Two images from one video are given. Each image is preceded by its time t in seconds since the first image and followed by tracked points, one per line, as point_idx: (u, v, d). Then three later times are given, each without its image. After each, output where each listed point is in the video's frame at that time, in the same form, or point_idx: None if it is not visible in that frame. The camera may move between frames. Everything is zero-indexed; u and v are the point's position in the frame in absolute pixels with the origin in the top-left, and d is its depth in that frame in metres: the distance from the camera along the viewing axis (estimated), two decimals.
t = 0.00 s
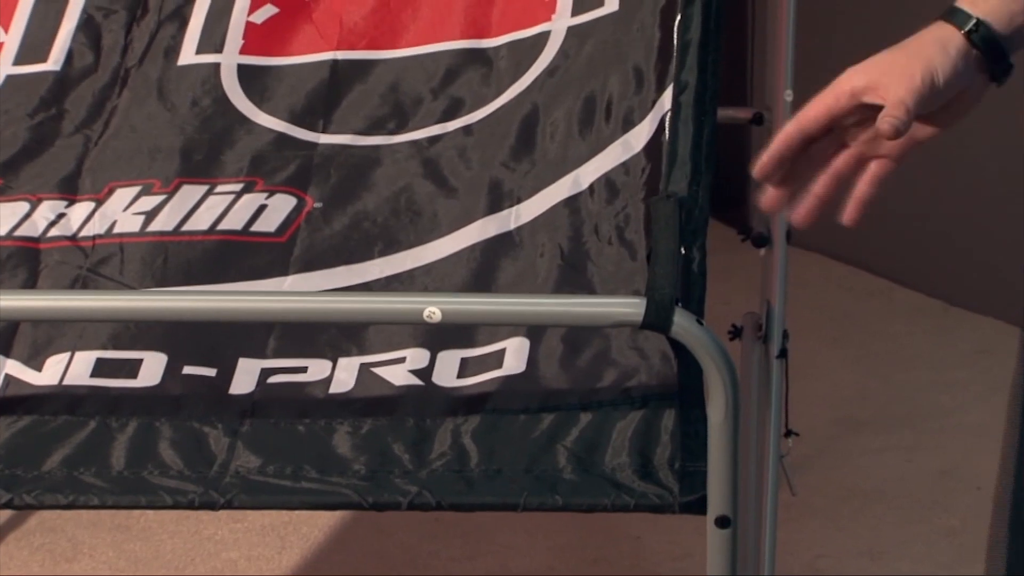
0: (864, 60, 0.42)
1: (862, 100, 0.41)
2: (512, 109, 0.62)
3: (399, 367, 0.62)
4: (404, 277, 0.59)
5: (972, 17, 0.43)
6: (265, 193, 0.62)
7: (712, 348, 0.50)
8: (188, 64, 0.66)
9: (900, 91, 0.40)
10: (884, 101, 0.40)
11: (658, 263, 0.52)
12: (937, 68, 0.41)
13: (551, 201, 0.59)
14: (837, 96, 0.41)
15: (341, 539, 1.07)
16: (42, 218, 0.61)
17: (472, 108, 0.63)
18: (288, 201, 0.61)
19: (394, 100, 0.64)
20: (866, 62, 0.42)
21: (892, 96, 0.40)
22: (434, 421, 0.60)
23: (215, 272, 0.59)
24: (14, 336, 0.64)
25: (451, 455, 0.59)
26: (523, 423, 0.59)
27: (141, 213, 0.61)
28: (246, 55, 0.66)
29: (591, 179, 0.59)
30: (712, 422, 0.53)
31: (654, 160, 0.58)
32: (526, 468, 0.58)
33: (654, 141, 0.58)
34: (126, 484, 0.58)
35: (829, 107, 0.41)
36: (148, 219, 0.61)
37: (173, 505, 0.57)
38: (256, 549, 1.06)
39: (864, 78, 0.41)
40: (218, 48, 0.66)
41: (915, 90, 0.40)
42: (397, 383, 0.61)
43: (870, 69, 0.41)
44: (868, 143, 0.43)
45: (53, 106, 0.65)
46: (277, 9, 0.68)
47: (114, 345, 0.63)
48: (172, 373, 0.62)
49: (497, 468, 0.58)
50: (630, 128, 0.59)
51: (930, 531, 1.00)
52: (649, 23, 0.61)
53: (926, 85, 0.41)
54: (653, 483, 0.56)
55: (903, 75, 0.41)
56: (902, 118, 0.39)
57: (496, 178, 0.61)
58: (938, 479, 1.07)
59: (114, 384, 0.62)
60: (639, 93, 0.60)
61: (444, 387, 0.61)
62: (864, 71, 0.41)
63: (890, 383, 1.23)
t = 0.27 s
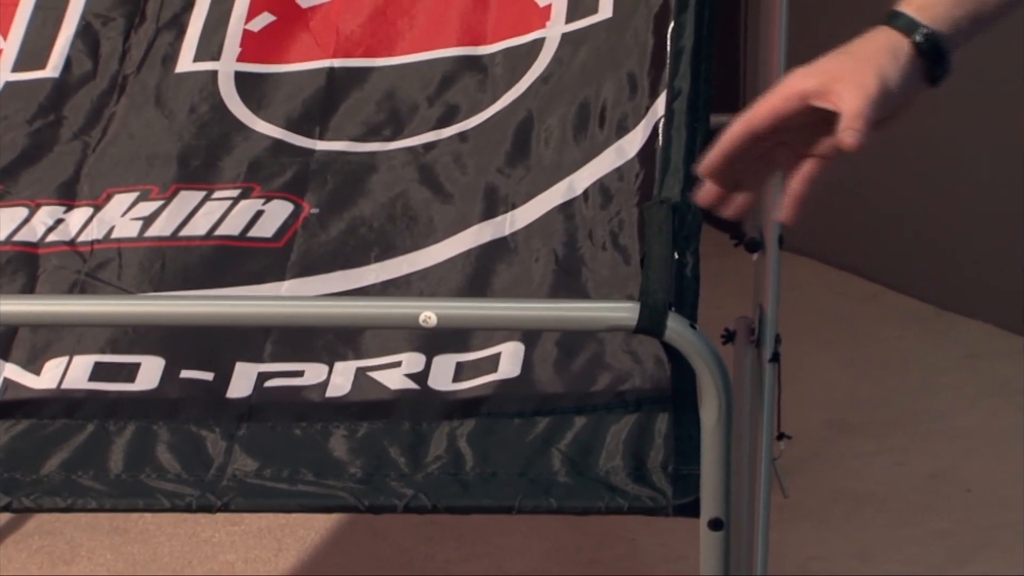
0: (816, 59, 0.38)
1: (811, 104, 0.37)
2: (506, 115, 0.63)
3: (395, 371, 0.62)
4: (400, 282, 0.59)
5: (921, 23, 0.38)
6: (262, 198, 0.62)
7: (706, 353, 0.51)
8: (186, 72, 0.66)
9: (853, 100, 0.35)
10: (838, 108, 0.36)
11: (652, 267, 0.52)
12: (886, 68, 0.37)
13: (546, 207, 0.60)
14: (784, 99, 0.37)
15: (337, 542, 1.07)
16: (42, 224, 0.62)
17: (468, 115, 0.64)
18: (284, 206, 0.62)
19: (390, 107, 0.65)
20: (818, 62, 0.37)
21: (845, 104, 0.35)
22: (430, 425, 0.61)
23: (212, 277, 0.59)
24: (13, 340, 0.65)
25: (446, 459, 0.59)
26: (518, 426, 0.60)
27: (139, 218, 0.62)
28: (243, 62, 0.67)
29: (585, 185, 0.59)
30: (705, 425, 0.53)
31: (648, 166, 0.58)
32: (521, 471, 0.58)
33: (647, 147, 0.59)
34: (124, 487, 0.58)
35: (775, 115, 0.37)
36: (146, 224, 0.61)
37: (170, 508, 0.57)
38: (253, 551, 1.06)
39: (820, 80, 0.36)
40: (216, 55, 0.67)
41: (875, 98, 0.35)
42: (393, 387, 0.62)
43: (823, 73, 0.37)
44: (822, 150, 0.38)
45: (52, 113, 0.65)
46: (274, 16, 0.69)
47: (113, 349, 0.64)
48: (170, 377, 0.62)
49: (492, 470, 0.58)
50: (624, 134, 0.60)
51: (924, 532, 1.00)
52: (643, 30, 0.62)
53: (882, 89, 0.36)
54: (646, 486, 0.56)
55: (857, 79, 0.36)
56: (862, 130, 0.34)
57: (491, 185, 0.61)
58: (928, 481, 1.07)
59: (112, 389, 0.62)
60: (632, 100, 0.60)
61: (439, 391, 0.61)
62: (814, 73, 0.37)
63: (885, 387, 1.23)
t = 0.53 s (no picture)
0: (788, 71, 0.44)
1: (785, 113, 0.43)
2: (502, 123, 0.64)
3: (392, 376, 0.63)
4: (397, 287, 0.60)
5: (886, 35, 0.45)
6: (260, 205, 0.63)
7: (698, 360, 0.51)
8: (185, 79, 0.67)
9: (828, 111, 0.41)
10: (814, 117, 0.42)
11: (644, 273, 0.53)
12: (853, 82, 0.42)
13: (541, 213, 0.60)
14: (760, 110, 0.43)
15: (336, 544, 1.08)
16: (44, 231, 0.62)
17: (463, 122, 0.65)
18: (282, 213, 0.63)
19: (387, 114, 0.66)
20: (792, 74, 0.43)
21: (821, 114, 0.41)
22: (426, 429, 0.61)
23: (211, 283, 0.60)
24: (16, 347, 0.66)
25: (442, 462, 0.60)
26: (513, 430, 0.61)
27: (140, 226, 0.62)
28: (242, 69, 0.68)
29: (579, 192, 0.60)
30: (697, 429, 0.54)
31: (641, 173, 0.59)
32: (517, 474, 0.59)
33: (640, 155, 0.59)
34: (126, 490, 0.59)
35: (755, 121, 0.43)
36: (146, 231, 0.62)
37: (171, 511, 0.58)
38: (252, 553, 1.07)
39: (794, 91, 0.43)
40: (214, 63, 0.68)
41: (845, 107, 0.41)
42: (390, 392, 0.63)
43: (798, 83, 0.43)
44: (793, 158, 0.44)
45: (54, 120, 0.66)
46: (272, 24, 0.69)
47: (114, 356, 0.65)
48: (170, 382, 0.63)
49: (488, 474, 0.59)
50: (617, 141, 0.61)
51: (911, 535, 1.01)
52: (636, 39, 0.63)
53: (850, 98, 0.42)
54: (640, 490, 0.57)
55: (832, 89, 0.42)
56: (837, 138, 0.40)
57: (486, 192, 0.62)
58: (917, 483, 1.08)
59: (114, 394, 0.63)
60: (625, 107, 0.61)
61: (435, 396, 0.62)
62: (791, 84, 0.43)
63: (877, 387, 1.24)
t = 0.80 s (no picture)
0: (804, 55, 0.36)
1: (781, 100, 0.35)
2: (497, 134, 0.65)
3: (389, 381, 0.65)
4: (395, 294, 0.61)
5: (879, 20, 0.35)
6: (261, 214, 0.65)
7: (689, 366, 0.53)
8: (189, 92, 0.69)
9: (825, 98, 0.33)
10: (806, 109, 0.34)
11: (636, 282, 0.55)
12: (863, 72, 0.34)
13: (536, 222, 0.62)
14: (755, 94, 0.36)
15: (334, 544, 1.09)
16: (49, 238, 0.64)
17: (459, 134, 0.66)
18: (283, 221, 0.64)
19: (385, 126, 0.67)
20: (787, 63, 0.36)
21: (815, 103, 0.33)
22: (422, 433, 0.63)
23: (213, 290, 0.62)
24: (22, 351, 0.67)
25: (439, 465, 0.61)
26: (507, 434, 0.62)
27: (144, 234, 0.64)
28: (244, 82, 0.69)
29: (572, 203, 0.62)
30: (687, 433, 0.55)
31: (633, 184, 0.61)
32: (511, 477, 0.61)
33: (632, 166, 0.61)
34: (129, 492, 0.61)
35: (751, 109, 0.36)
36: (150, 239, 0.64)
37: (173, 512, 0.60)
38: (253, 553, 1.08)
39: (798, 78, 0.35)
40: (217, 76, 0.69)
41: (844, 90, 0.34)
42: (387, 396, 0.64)
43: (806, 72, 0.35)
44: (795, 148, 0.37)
45: (59, 131, 0.68)
46: (274, 38, 0.71)
47: (118, 360, 0.66)
48: (173, 386, 0.65)
49: (483, 477, 0.60)
50: (609, 153, 0.62)
51: (896, 537, 1.03)
52: (628, 54, 0.65)
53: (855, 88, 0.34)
54: (631, 492, 0.59)
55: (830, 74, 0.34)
56: (838, 126, 0.33)
57: (481, 202, 0.63)
58: (902, 487, 1.09)
59: (117, 398, 0.64)
60: (618, 120, 0.63)
61: (431, 400, 0.64)
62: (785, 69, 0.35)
63: (866, 393, 1.26)
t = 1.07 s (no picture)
0: None
1: None
2: (494, 148, 0.67)
3: (388, 388, 0.67)
4: (395, 303, 0.63)
5: None
6: (264, 224, 0.66)
7: (679, 373, 0.55)
8: (195, 106, 0.71)
9: None
10: None
11: (628, 290, 0.56)
12: None
13: (532, 233, 0.64)
14: None
15: (334, 545, 1.11)
16: (59, 248, 0.66)
17: (458, 148, 0.68)
18: (286, 232, 0.66)
19: (385, 139, 0.69)
20: None
21: None
22: (420, 438, 0.65)
23: (218, 298, 0.63)
24: (31, 358, 0.69)
25: (436, 469, 0.63)
26: (503, 439, 0.64)
27: (150, 244, 0.66)
28: (249, 97, 0.71)
29: (567, 214, 0.64)
30: (679, 437, 0.57)
31: (626, 196, 0.62)
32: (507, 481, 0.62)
33: (624, 178, 0.63)
34: (135, 495, 0.62)
35: None
36: (157, 249, 0.65)
37: (179, 515, 0.62)
38: (255, 554, 1.10)
39: None
40: (222, 91, 0.71)
41: None
42: (386, 402, 0.66)
43: None
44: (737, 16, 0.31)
45: (69, 144, 0.70)
46: (277, 54, 0.73)
47: (126, 366, 0.68)
48: (178, 392, 0.67)
49: (480, 481, 0.62)
50: (603, 166, 0.64)
51: (882, 538, 1.04)
52: (621, 70, 0.67)
53: None
54: (624, 495, 0.60)
55: None
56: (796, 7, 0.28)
57: (478, 213, 0.65)
58: (888, 488, 1.12)
59: (124, 403, 0.66)
60: (611, 134, 0.65)
61: (429, 407, 0.66)
62: None
63: (855, 399, 1.28)
